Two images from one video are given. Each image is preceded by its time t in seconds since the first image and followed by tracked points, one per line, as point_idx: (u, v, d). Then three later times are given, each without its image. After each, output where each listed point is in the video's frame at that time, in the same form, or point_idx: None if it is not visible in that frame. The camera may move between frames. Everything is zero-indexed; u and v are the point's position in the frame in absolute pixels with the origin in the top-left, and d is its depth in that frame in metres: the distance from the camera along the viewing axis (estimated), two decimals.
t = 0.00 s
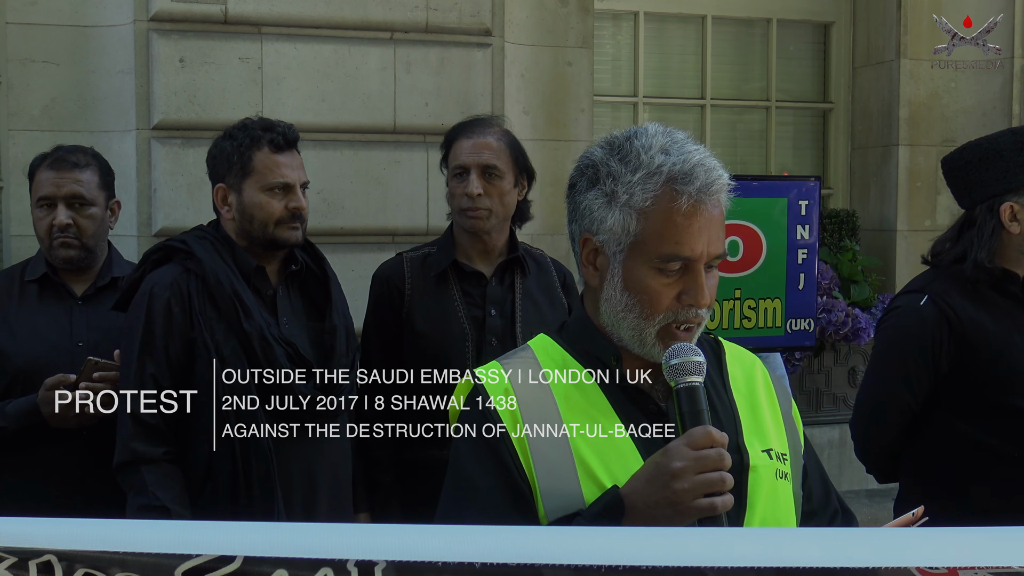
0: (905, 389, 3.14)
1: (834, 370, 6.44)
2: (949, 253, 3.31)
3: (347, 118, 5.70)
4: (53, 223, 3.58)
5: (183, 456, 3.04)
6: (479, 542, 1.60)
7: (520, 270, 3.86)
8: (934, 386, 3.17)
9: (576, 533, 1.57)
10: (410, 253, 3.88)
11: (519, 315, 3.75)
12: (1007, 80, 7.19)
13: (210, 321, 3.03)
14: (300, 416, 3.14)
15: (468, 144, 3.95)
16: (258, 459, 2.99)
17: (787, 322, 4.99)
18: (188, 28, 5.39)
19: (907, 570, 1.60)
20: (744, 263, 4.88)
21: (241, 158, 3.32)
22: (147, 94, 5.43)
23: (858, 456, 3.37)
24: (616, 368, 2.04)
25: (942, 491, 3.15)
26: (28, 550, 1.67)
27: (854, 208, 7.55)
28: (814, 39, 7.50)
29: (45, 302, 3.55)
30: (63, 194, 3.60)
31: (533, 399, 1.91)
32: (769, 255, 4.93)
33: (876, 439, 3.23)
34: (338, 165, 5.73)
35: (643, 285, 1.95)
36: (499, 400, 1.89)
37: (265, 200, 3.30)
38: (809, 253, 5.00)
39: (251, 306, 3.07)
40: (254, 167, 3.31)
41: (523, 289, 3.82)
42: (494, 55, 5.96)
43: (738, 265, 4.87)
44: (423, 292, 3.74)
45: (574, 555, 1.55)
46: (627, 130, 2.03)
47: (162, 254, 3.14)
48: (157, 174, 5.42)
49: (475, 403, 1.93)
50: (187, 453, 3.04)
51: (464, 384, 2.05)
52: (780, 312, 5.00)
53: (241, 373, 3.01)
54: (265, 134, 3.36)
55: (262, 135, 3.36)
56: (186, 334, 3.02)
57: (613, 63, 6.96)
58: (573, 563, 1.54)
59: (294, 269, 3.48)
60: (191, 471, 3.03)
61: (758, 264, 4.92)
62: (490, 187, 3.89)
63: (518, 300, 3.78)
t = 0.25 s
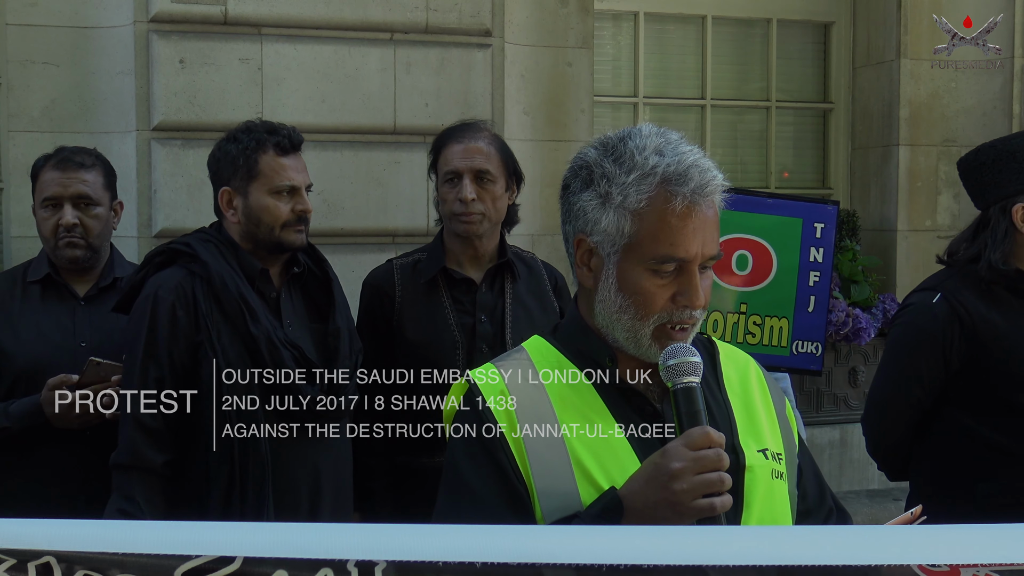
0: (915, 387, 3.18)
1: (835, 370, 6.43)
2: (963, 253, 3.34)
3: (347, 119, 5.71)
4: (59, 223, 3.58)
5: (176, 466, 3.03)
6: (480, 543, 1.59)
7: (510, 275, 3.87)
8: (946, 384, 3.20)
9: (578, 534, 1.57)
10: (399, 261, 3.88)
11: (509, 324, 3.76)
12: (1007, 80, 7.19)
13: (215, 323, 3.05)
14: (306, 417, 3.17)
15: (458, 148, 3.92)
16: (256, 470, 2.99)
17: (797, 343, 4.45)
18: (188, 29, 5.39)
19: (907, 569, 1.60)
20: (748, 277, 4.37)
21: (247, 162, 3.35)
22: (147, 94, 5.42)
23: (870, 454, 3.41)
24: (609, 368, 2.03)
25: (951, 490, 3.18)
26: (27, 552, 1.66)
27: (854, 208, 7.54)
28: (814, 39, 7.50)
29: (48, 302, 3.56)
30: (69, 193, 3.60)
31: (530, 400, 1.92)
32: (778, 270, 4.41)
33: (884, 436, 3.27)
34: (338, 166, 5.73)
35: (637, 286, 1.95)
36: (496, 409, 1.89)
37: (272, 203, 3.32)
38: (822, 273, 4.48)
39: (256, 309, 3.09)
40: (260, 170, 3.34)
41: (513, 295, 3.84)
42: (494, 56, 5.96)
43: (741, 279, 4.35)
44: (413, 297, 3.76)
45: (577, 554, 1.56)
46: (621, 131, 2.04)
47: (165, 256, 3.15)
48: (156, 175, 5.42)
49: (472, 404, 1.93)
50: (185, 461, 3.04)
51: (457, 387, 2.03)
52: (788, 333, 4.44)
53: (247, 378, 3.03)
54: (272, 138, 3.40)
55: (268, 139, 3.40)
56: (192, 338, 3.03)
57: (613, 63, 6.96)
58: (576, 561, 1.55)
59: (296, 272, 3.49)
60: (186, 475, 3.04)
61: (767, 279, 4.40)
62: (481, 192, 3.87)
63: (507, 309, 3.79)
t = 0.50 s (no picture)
0: (927, 386, 3.18)
1: (837, 369, 6.43)
2: (981, 254, 3.29)
3: (349, 119, 5.71)
4: (64, 223, 3.58)
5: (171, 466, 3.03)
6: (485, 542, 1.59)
7: (514, 272, 3.86)
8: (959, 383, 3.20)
9: (583, 533, 1.57)
10: (405, 258, 3.92)
11: (511, 319, 3.76)
12: (1010, 79, 7.16)
13: (220, 325, 3.05)
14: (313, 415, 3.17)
15: (470, 144, 3.95)
16: (258, 470, 2.99)
17: (795, 344, 4.15)
18: (189, 30, 5.40)
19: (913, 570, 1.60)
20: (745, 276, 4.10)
21: (258, 164, 3.34)
22: (149, 95, 5.43)
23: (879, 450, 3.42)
24: (609, 369, 2.02)
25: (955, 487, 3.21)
26: (33, 554, 1.66)
27: (856, 207, 7.54)
28: (816, 39, 7.50)
29: (51, 303, 3.56)
30: (74, 194, 3.60)
31: (530, 401, 1.92)
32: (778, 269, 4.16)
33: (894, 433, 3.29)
34: (340, 166, 5.73)
35: (637, 287, 1.95)
36: (495, 409, 1.89)
37: (283, 206, 3.33)
38: (821, 276, 4.21)
39: (260, 309, 3.10)
40: (273, 170, 3.35)
41: (516, 292, 3.82)
42: (496, 56, 5.96)
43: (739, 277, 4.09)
44: (416, 293, 3.78)
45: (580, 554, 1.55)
46: (621, 132, 2.04)
47: (168, 258, 3.15)
48: (158, 176, 5.43)
49: (471, 405, 1.93)
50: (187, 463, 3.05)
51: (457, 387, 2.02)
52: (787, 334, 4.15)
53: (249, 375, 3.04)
54: (283, 139, 3.41)
55: (277, 141, 3.40)
56: (196, 341, 3.04)
57: (615, 63, 6.96)
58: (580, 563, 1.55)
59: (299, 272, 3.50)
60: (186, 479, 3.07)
61: (767, 277, 4.13)
62: (496, 187, 3.91)
63: (511, 302, 3.79)
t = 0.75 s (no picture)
0: (938, 386, 3.19)
1: (841, 370, 6.42)
2: (992, 256, 3.28)
3: (352, 120, 5.71)
4: (65, 223, 3.58)
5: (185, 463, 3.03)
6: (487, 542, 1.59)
7: (528, 269, 3.90)
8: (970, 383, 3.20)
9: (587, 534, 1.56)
10: (417, 256, 3.94)
11: (526, 314, 3.82)
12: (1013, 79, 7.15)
13: (230, 325, 3.07)
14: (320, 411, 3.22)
15: (487, 141, 3.98)
16: (268, 467, 3.00)
17: (762, 343, 4.05)
18: (193, 30, 5.40)
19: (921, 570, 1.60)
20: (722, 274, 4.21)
21: (277, 166, 3.35)
22: (153, 95, 5.44)
23: (890, 450, 3.44)
24: (614, 374, 2.02)
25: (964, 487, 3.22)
26: (39, 553, 1.66)
27: (860, 208, 7.53)
28: (820, 39, 7.49)
29: (49, 303, 3.56)
30: (74, 193, 3.60)
31: (533, 404, 1.93)
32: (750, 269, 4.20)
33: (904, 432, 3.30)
34: (344, 167, 5.73)
35: (639, 288, 1.94)
36: (498, 408, 1.91)
37: (301, 208, 3.36)
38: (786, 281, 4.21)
39: (268, 308, 3.11)
40: (293, 170, 3.37)
41: (530, 289, 3.87)
42: (499, 56, 5.96)
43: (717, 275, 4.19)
44: (430, 290, 3.81)
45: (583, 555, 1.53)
46: (623, 132, 2.04)
47: (175, 257, 3.17)
48: (162, 176, 5.43)
49: (475, 409, 1.93)
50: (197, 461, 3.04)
51: (460, 388, 2.03)
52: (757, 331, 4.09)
53: (253, 374, 3.07)
54: (300, 141, 3.44)
55: (293, 142, 3.42)
56: (205, 340, 3.04)
57: (619, 63, 6.96)
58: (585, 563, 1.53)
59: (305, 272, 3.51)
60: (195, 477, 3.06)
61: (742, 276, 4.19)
62: (515, 183, 3.94)
63: (525, 299, 3.84)
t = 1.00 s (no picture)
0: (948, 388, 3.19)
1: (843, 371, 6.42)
2: (997, 259, 3.29)
3: (355, 119, 5.71)
4: (65, 222, 3.58)
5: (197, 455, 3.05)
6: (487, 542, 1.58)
7: (543, 267, 3.92)
8: (980, 386, 3.20)
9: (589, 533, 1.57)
10: (434, 253, 3.97)
11: (543, 307, 3.84)
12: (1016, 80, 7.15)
13: (249, 320, 3.10)
14: (331, 411, 3.28)
15: (506, 139, 3.98)
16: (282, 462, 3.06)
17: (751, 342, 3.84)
18: (197, 30, 5.41)
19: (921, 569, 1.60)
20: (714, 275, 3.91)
21: (304, 167, 3.40)
22: (156, 95, 5.44)
23: (897, 451, 3.43)
24: (616, 374, 2.02)
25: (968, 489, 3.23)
26: (38, 552, 1.67)
27: (863, 209, 7.52)
28: (823, 40, 7.49)
29: (45, 304, 3.56)
30: (73, 193, 3.60)
31: (534, 406, 1.93)
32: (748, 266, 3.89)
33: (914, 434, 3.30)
34: (347, 166, 5.73)
35: (638, 288, 1.95)
36: (499, 407, 1.91)
37: (324, 209, 3.41)
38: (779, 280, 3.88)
39: (286, 306, 3.16)
40: (319, 172, 3.43)
41: (546, 287, 3.88)
42: (502, 56, 5.97)
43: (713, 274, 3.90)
44: (447, 285, 3.84)
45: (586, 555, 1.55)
46: (624, 132, 2.04)
47: (194, 249, 3.21)
48: (165, 175, 5.44)
49: (477, 411, 1.94)
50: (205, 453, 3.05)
51: (461, 389, 2.03)
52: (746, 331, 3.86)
53: (270, 368, 3.11)
54: (324, 144, 3.50)
55: (316, 145, 3.48)
56: (222, 332, 3.07)
57: (622, 64, 6.96)
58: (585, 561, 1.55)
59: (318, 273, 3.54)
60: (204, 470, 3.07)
61: (738, 275, 3.89)
62: (532, 182, 3.94)
63: (542, 295, 3.85)
